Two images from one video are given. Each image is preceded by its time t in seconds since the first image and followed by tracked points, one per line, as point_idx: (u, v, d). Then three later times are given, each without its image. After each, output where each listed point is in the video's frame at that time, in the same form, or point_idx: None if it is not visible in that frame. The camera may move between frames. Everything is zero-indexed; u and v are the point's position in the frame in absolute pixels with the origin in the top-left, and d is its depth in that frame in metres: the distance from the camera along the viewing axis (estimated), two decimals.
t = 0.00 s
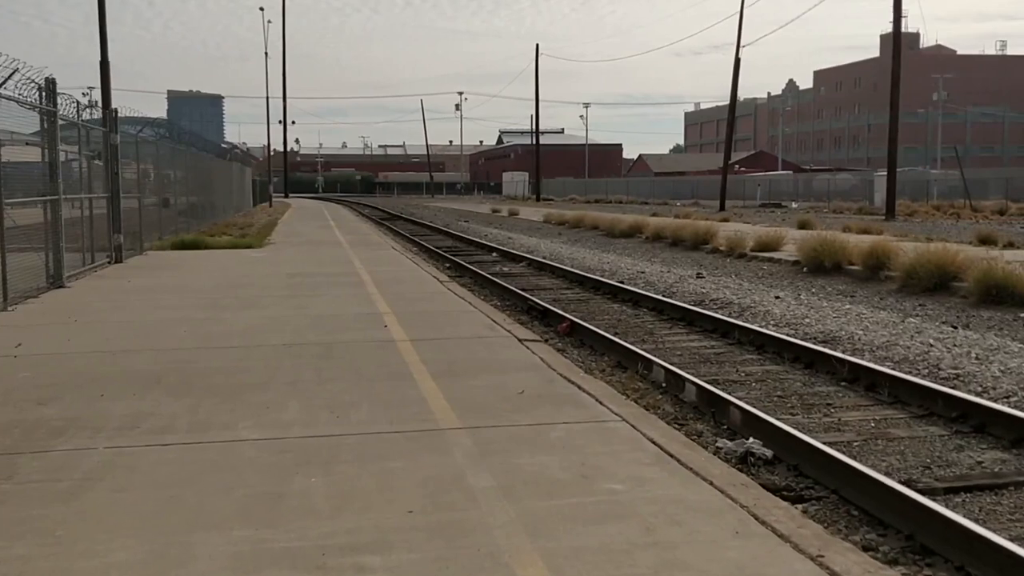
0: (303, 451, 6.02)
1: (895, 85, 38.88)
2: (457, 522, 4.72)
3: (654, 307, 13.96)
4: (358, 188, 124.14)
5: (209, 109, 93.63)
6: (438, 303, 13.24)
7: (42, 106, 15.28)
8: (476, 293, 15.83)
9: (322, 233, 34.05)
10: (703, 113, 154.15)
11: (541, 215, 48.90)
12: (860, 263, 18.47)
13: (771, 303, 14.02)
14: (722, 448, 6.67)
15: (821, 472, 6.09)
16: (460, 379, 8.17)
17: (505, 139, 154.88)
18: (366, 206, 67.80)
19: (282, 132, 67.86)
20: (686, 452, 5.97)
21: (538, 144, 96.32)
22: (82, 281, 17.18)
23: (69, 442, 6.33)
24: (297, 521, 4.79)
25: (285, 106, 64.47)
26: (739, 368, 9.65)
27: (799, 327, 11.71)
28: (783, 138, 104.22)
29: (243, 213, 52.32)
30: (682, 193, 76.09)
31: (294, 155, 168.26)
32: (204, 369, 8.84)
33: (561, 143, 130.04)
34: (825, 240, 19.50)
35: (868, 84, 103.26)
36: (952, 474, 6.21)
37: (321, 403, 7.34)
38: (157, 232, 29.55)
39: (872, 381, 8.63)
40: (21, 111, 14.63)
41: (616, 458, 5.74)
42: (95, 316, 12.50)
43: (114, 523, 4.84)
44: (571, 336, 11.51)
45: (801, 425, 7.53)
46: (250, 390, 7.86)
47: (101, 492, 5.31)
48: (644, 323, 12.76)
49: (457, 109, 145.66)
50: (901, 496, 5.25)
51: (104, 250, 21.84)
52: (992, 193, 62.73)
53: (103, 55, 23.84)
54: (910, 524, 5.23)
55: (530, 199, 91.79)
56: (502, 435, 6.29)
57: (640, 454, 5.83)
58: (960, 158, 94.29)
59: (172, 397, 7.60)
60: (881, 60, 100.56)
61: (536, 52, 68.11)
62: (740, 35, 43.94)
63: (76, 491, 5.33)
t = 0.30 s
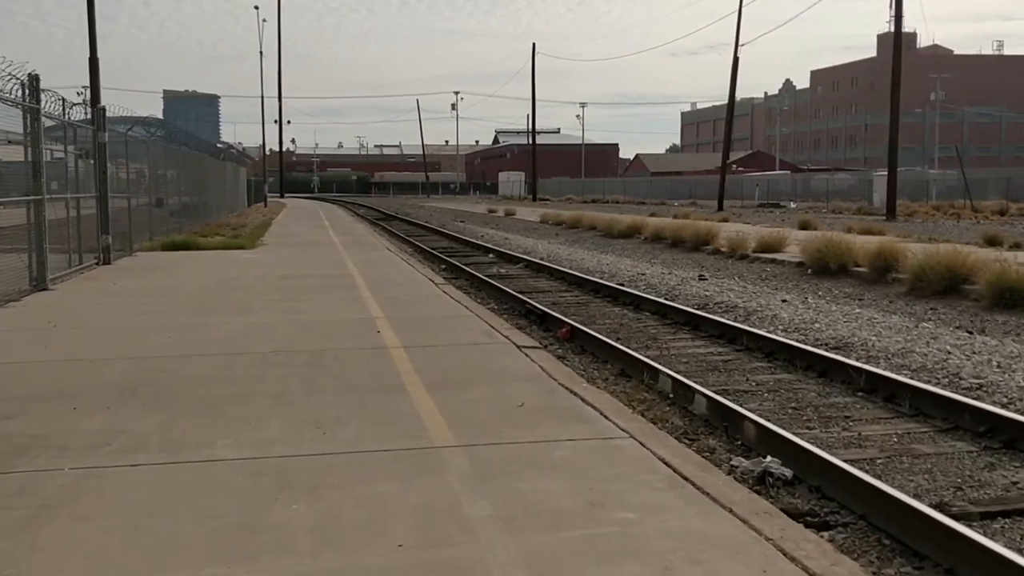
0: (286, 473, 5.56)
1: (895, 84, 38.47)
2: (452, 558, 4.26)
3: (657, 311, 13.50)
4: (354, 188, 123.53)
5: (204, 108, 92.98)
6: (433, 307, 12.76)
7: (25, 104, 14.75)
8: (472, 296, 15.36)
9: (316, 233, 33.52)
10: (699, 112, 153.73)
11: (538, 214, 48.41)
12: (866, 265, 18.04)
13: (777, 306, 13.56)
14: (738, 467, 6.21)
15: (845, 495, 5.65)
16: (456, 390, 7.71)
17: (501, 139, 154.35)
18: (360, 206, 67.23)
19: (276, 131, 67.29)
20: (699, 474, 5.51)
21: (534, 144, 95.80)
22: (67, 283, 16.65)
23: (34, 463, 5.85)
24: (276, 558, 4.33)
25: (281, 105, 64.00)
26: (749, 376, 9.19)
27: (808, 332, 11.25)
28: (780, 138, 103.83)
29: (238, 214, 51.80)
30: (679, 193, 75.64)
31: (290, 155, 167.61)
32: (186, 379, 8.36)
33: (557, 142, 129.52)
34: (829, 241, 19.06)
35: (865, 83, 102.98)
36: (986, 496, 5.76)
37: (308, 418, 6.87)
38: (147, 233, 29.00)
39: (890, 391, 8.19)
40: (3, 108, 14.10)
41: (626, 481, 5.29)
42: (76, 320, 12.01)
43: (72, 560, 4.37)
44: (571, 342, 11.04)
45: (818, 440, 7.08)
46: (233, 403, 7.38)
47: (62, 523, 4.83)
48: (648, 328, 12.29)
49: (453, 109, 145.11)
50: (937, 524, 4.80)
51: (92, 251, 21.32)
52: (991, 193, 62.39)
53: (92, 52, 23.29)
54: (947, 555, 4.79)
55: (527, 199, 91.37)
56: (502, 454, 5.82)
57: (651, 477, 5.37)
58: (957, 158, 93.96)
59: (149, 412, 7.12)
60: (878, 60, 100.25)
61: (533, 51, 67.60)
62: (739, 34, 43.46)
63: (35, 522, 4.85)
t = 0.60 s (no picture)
0: (271, 502, 5.08)
1: (904, 83, 37.91)
2: None
3: (666, 317, 13.02)
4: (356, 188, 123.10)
5: (206, 107, 92.58)
6: (435, 312, 12.27)
7: (13, 101, 14.21)
8: (475, 300, 14.87)
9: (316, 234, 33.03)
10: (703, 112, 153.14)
11: (542, 215, 47.91)
12: (880, 268, 17.56)
13: (791, 312, 13.07)
14: (762, 493, 5.75)
15: (880, 526, 5.18)
16: (458, 404, 7.22)
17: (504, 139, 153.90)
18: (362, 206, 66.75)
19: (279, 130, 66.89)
20: (723, 504, 5.03)
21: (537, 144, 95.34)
22: (58, 286, 16.13)
23: None
24: None
25: (284, 103, 63.50)
26: (768, 389, 8.71)
27: (826, 341, 10.77)
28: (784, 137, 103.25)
29: (239, 214, 51.34)
30: (683, 193, 75.11)
31: (292, 155, 167.24)
32: (172, 391, 7.88)
33: (561, 142, 129.00)
34: (842, 243, 18.57)
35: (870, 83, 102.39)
36: None
37: (298, 436, 6.39)
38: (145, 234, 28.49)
39: (919, 407, 7.71)
40: None
41: (643, 513, 4.81)
42: (63, 325, 11.52)
43: None
44: (578, 350, 10.56)
45: (846, 461, 6.60)
46: (219, 418, 6.90)
47: (20, 560, 4.36)
48: (657, 334, 11.82)
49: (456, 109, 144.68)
50: (988, 563, 4.32)
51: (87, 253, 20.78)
52: (999, 193, 61.80)
53: (87, 49, 22.77)
54: None
55: (530, 199, 90.84)
56: (507, 480, 5.33)
57: (670, 508, 4.88)
58: (962, 158, 93.35)
59: (128, 428, 6.63)
60: (884, 59, 99.60)
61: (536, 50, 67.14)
62: (745, 32, 42.98)
63: None
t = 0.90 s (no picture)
0: (260, 533, 4.60)
1: (922, 83, 37.28)
2: None
3: (686, 322, 12.52)
4: (369, 188, 122.92)
5: (219, 107, 92.42)
6: (445, 318, 11.79)
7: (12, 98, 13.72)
8: (486, 304, 14.39)
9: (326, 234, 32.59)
10: (717, 112, 152.34)
11: (555, 215, 47.41)
12: (905, 271, 17.02)
13: (816, 318, 12.55)
14: (800, 522, 5.26)
15: (933, 562, 4.68)
16: (468, 419, 6.73)
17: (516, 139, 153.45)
18: (373, 206, 66.36)
19: (292, 129, 66.71)
20: (762, 539, 4.54)
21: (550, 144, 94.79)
22: (58, 288, 15.65)
23: None
24: None
25: (296, 103, 63.14)
26: (797, 403, 8.21)
27: (856, 350, 10.26)
28: (799, 137, 102.48)
29: (250, 214, 51.05)
30: (697, 193, 74.44)
31: (305, 155, 167.26)
32: (164, 403, 7.41)
33: (574, 142, 128.42)
34: (865, 245, 18.03)
35: (885, 82, 101.52)
36: None
37: (295, 453, 5.91)
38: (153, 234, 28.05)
39: (961, 423, 7.20)
40: None
41: (673, 551, 4.31)
42: (58, 330, 11.07)
43: None
44: (595, 358, 10.06)
45: (887, 483, 6.10)
46: (211, 432, 6.42)
47: None
48: (677, 341, 11.32)
49: (468, 109, 144.29)
50: None
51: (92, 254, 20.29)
52: (1018, 193, 60.91)
53: (93, 47, 22.35)
54: None
55: (542, 199, 90.29)
56: (522, 509, 4.84)
57: (703, 545, 4.39)
58: (980, 157, 92.37)
59: (113, 444, 6.15)
60: (900, 58, 98.72)
61: (550, 50, 66.66)
62: (761, 31, 42.41)
63: None
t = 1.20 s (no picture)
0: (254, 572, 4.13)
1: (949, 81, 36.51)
2: None
3: (714, 328, 11.99)
4: (387, 188, 122.60)
5: (238, 107, 92.33)
6: (462, 323, 11.30)
7: (20, 94, 13.31)
8: (505, 308, 13.90)
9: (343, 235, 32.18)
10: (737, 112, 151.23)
11: (574, 216, 46.84)
12: (938, 274, 16.43)
13: (851, 325, 11.99)
14: (852, 558, 4.75)
15: None
16: (486, 437, 6.23)
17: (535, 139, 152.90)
18: (391, 206, 65.96)
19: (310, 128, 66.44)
20: None
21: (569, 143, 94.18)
22: (67, 290, 15.23)
23: None
24: None
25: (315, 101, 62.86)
26: (838, 419, 7.67)
27: (896, 360, 9.71)
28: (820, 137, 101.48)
29: (268, 214, 50.78)
30: (718, 193, 73.65)
31: (324, 155, 167.28)
32: (164, 416, 6.95)
33: (593, 142, 127.73)
34: (896, 247, 17.42)
35: (908, 82, 100.40)
36: None
37: (298, 476, 5.43)
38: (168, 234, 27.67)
39: (1019, 442, 6.65)
40: None
41: None
42: (60, 334, 10.64)
43: None
44: (620, 366, 9.56)
45: (944, 511, 5.57)
46: (208, 451, 5.93)
47: None
48: (705, 348, 10.80)
49: (487, 109, 143.81)
50: None
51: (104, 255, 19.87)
52: None
53: (107, 44, 21.99)
54: None
55: (562, 199, 89.72)
56: (545, 546, 4.34)
57: None
58: (1005, 157, 91.14)
59: (102, 465, 5.68)
60: (922, 57, 97.61)
61: (569, 49, 66.12)
62: (783, 30, 41.77)
63: None
